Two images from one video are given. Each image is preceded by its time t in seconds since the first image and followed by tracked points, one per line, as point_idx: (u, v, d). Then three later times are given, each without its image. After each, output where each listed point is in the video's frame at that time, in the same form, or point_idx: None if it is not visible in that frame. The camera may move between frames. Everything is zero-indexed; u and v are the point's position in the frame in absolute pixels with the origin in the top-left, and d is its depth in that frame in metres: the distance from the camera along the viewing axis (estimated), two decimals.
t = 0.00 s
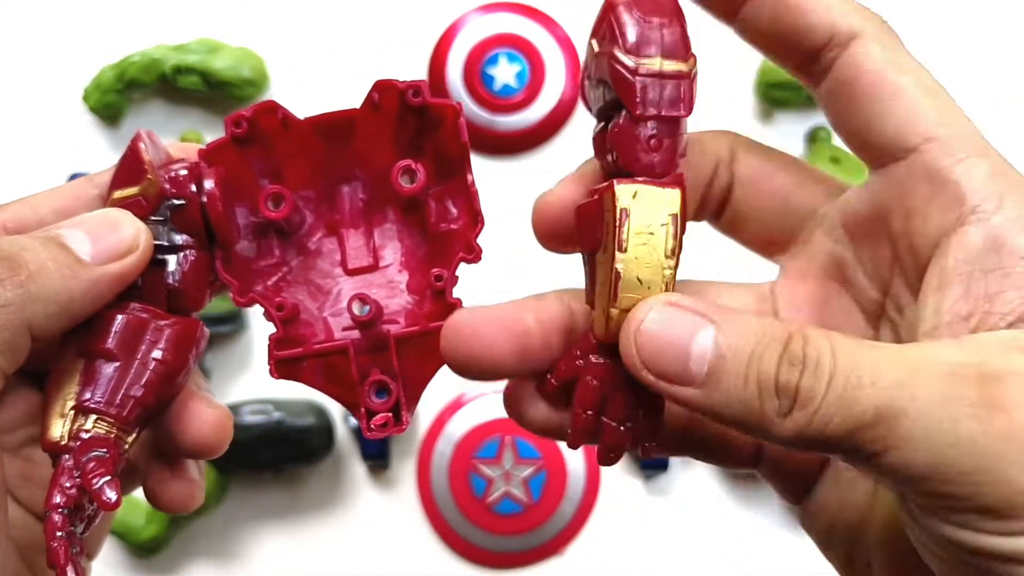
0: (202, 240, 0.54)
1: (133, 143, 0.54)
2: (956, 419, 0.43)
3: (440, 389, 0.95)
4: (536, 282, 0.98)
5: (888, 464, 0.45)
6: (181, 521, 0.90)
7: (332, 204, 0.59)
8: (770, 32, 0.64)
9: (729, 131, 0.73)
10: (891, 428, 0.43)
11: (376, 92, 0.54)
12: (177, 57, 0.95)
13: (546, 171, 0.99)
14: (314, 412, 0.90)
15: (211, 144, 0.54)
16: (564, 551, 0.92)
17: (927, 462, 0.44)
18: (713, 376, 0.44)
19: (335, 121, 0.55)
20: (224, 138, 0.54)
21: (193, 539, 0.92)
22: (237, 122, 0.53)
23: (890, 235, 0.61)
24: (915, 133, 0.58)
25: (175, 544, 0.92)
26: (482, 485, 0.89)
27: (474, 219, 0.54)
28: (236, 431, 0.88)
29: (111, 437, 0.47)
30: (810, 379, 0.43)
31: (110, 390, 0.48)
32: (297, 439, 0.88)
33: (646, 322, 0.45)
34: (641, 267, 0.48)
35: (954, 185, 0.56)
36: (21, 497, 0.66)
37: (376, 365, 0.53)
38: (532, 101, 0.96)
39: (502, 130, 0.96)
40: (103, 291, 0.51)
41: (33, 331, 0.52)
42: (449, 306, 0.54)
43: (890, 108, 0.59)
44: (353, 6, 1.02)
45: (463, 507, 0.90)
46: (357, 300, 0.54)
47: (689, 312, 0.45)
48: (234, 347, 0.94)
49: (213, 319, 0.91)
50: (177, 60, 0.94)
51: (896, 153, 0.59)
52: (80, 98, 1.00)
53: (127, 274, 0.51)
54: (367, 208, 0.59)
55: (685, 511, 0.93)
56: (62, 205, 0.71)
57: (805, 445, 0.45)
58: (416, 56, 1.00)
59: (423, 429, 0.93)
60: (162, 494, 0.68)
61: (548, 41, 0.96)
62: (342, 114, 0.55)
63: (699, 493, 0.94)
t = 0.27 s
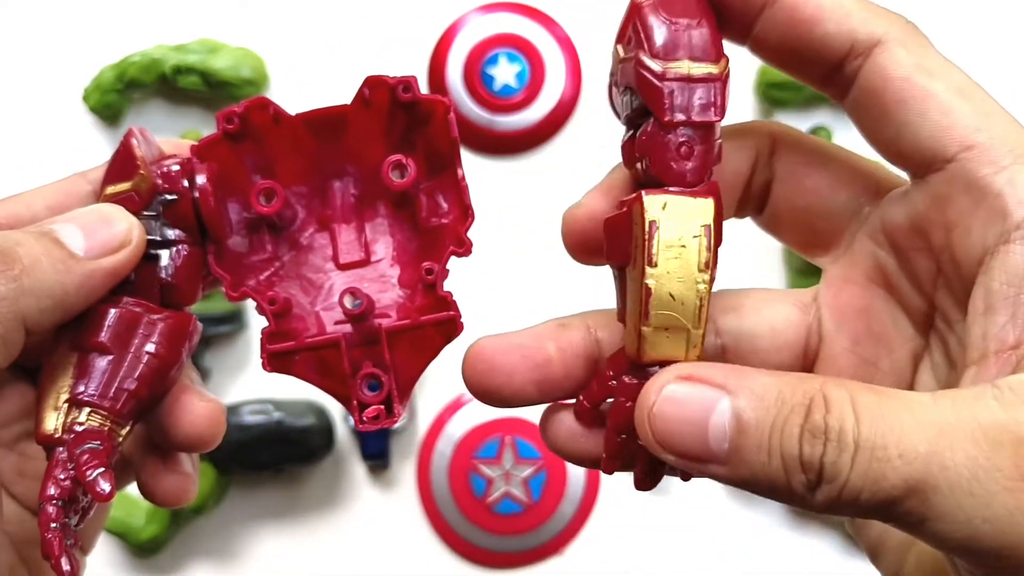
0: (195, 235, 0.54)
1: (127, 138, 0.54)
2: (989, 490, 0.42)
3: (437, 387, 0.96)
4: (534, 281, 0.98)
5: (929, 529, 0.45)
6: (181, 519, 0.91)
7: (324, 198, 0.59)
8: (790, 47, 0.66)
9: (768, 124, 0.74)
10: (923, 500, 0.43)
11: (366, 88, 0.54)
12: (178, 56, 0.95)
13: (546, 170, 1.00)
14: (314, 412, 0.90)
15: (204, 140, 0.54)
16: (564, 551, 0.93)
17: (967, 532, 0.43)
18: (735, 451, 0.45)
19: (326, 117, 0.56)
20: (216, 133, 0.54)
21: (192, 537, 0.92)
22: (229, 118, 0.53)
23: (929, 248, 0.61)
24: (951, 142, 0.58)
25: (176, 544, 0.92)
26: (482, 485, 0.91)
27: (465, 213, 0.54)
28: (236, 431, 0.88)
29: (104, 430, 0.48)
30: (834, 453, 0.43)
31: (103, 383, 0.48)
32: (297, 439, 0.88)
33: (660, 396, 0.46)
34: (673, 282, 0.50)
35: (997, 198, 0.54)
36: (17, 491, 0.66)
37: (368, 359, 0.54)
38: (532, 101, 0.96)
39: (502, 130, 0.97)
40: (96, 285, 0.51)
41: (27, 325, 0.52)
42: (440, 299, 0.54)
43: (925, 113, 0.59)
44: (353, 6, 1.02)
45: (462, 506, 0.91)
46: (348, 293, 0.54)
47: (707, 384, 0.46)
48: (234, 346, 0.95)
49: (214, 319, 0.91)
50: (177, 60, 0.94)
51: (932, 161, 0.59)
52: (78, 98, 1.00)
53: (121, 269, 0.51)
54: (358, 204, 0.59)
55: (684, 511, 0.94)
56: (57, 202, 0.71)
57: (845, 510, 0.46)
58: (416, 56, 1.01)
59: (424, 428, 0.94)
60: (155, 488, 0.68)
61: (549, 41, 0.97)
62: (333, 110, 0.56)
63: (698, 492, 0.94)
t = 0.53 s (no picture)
0: (196, 229, 0.54)
1: (128, 131, 0.54)
2: (971, 483, 0.43)
3: (438, 387, 0.96)
4: (534, 281, 0.98)
5: (916, 522, 0.46)
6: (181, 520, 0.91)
7: (327, 191, 0.59)
8: (780, 59, 0.66)
9: (761, 134, 0.73)
10: (908, 495, 0.44)
11: (369, 79, 0.54)
12: (178, 57, 0.95)
13: (546, 169, 1.00)
14: (314, 412, 0.90)
15: (206, 132, 0.54)
16: (563, 551, 0.93)
17: (952, 524, 0.44)
18: (723, 457, 0.46)
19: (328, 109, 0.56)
20: (218, 126, 0.54)
21: (194, 536, 0.93)
22: (231, 110, 0.53)
23: (918, 247, 0.61)
24: (937, 146, 0.58)
25: (176, 544, 0.93)
26: (482, 485, 0.90)
27: (468, 206, 0.54)
28: (235, 431, 0.88)
29: (105, 423, 0.47)
30: (820, 452, 0.44)
31: (104, 376, 0.48)
32: (297, 439, 0.88)
33: (649, 405, 0.47)
34: (665, 288, 0.50)
35: (981, 197, 0.55)
36: (19, 484, 0.66)
37: (370, 352, 0.54)
38: (533, 101, 0.96)
39: (502, 130, 0.97)
40: (97, 279, 0.51)
41: (27, 318, 0.52)
42: (443, 293, 0.53)
43: (913, 121, 0.59)
44: (353, 6, 1.03)
45: (462, 505, 0.91)
46: (350, 287, 0.54)
47: (693, 391, 0.46)
48: (235, 345, 0.95)
49: (215, 318, 0.91)
50: (177, 61, 0.94)
51: (920, 165, 0.59)
52: (79, 97, 1.01)
53: (122, 262, 0.51)
54: (361, 196, 0.59)
55: (683, 509, 0.94)
56: (58, 194, 0.71)
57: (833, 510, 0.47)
58: (416, 55, 1.01)
59: (424, 428, 0.94)
60: (157, 481, 0.68)
61: (548, 40, 0.97)
62: (335, 102, 0.55)
63: (698, 490, 0.94)
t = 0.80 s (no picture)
0: (195, 227, 0.54)
1: (127, 128, 0.53)
2: (965, 480, 0.43)
3: (438, 388, 0.96)
4: (533, 281, 0.98)
5: (910, 520, 0.45)
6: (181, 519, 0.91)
7: (327, 188, 0.59)
8: (781, 60, 0.65)
9: (750, 141, 0.73)
10: (902, 494, 0.44)
11: (370, 76, 0.54)
12: (177, 57, 0.95)
13: (546, 169, 1.00)
14: (314, 413, 0.90)
15: (205, 130, 0.53)
16: (564, 551, 0.93)
17: (948, 521, 0.44)
18: (715, 464, 0.45)
19: (328, 106, 0.55)
20: (217, 123, 0.53)
21: (194, 536, 0.93)
22: (230, 107, 0.53)
23: (911, 247, 0.61)
24: (931, 147, 0.58)
25: (176, 544, 0.92)
26: (482, 485, 0.90)
27: (469, 203, 0.54)
28: (235, 431, 0.88)
29: (102, 422, 0.47)
30: (813, 455, 0.44)
31: (102, 375, 0.48)
32: (297, 439, 0.88)
33: (640, 414, 0.46)
34: (654, 300, 0.50)
35: (971, 200, 0.55)
36: (19, 482, 0.66)
37: (370, 351, 0.53)
38: (532, 101, 0.96)
39: (501, 130, 0.97)
40: (94, 277, 0.51)
41: (25, 317, 0.52)
42: (443, 291, 0.53)
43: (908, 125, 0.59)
44: (353, 6, 1.03)
45: (462, 505, 0.91)
46: (350, 285, 0.53)
47: (682, 397, 0.46)
48: (235, 345, 0.95)
49: (215, 318, 0.91)
50: (177, 60, 0.94)
51: (914, 166, 0.59)
52: (79, 97, 1.01)
53: (120, 261, 0.51)
54: (362, 193, 0.59)
55: (683, 509, 0.94)
56: (59, 192, 0.71)
57: (827, 512, 0.47)
58: (416, 55, 1.01)
59: (424, 429, 0.94)
60: (157, 480, 0.68)
61: (548, 41, 0.97)
62: (335, 99, 0.55)
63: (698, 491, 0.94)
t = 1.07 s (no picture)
0: (201, 229, 0.54)
1: (134, 130, 0.54)
2: (962, 476, 0.43)
3: (439, 389, 0.96)
4: (534, 281, 0.98)
5: (903, 515, 0.46)
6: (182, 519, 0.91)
7: (332, 191, 0.59)
8: (785, 60, 0.66)
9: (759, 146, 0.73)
10: (898, 491, 0.44)
11: (376, 80, 0.54)
12: (177, 56, 0.95)
13: (546, 169, 1.00)
14: (315, 413, 0.90)
15: (211, 132, 0.53)
16: (564, 551, 0.93)
17: (943, 516, 0.45)
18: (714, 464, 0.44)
19: (334, 109, 0.55)
20: (223, 126, 0.54)
21: (195, 536, 0.93)
22: (236, 110, 0.53)
23: (921, 243, 0.62)
24: (937, 146, 0.58)
25: (177, 544, 0.93)
26: (483, 485, 0.90)
27: (474, 206, 0.54)
28: (236, 431, 0.88)
29: (109, 424, 0.47)
30: (813, 452, 0.43)
31: (108, 377, 0.48)
32: (297, 439, 0.88)
33: (639, 414, 0.45)
34: (620, 300, 0.47)
35: (980, 196, 0.55)
36: (25, 483, 0.66)
37: (375, 353, 0.54)
38: (532, 101, 0.97)
39: (501, 130, 0.97)
40: (101, 279, 0.51)
41: (32, 319, 0.52)
42: (448, 294, 0.53)
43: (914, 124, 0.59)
44: (353, 6, 1.03)
45: (462, 506, 0.91)
46: (356, 288, 0.53)
47: (679, 394, 0.44)
48: (235, 345, 0.95)
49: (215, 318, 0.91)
50: (177, 60, 0.94)
51: (920, 165, 0.59)
52: (79, 97, 1.01)
53: (126, 264, 0.51)
54: (367, 196, 0.59)
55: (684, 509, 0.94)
56: (63, 193, 0.71)
57: (819, 508, 0.46)
58: (417, 55, 1.01)
59: (424, 429, 0.94)
60: (161, 482, 0.68)
61: (548, 41, 0.98)
62: (340, 102, 0.55)
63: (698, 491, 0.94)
